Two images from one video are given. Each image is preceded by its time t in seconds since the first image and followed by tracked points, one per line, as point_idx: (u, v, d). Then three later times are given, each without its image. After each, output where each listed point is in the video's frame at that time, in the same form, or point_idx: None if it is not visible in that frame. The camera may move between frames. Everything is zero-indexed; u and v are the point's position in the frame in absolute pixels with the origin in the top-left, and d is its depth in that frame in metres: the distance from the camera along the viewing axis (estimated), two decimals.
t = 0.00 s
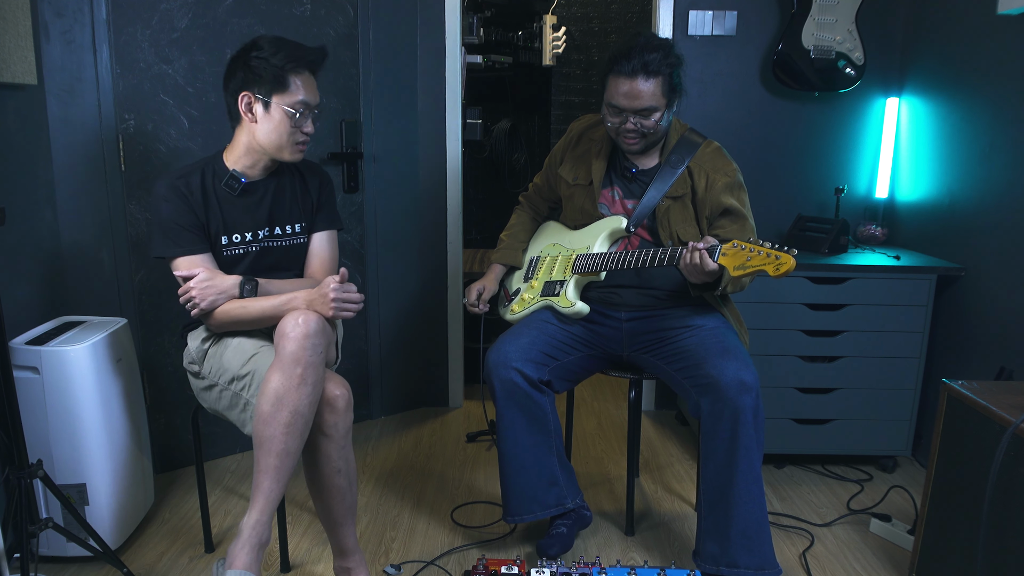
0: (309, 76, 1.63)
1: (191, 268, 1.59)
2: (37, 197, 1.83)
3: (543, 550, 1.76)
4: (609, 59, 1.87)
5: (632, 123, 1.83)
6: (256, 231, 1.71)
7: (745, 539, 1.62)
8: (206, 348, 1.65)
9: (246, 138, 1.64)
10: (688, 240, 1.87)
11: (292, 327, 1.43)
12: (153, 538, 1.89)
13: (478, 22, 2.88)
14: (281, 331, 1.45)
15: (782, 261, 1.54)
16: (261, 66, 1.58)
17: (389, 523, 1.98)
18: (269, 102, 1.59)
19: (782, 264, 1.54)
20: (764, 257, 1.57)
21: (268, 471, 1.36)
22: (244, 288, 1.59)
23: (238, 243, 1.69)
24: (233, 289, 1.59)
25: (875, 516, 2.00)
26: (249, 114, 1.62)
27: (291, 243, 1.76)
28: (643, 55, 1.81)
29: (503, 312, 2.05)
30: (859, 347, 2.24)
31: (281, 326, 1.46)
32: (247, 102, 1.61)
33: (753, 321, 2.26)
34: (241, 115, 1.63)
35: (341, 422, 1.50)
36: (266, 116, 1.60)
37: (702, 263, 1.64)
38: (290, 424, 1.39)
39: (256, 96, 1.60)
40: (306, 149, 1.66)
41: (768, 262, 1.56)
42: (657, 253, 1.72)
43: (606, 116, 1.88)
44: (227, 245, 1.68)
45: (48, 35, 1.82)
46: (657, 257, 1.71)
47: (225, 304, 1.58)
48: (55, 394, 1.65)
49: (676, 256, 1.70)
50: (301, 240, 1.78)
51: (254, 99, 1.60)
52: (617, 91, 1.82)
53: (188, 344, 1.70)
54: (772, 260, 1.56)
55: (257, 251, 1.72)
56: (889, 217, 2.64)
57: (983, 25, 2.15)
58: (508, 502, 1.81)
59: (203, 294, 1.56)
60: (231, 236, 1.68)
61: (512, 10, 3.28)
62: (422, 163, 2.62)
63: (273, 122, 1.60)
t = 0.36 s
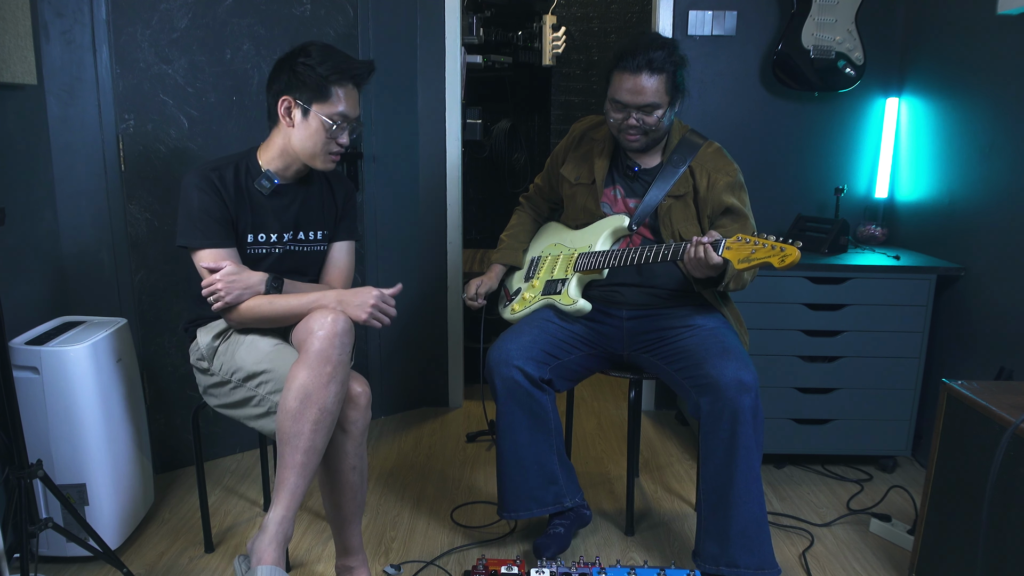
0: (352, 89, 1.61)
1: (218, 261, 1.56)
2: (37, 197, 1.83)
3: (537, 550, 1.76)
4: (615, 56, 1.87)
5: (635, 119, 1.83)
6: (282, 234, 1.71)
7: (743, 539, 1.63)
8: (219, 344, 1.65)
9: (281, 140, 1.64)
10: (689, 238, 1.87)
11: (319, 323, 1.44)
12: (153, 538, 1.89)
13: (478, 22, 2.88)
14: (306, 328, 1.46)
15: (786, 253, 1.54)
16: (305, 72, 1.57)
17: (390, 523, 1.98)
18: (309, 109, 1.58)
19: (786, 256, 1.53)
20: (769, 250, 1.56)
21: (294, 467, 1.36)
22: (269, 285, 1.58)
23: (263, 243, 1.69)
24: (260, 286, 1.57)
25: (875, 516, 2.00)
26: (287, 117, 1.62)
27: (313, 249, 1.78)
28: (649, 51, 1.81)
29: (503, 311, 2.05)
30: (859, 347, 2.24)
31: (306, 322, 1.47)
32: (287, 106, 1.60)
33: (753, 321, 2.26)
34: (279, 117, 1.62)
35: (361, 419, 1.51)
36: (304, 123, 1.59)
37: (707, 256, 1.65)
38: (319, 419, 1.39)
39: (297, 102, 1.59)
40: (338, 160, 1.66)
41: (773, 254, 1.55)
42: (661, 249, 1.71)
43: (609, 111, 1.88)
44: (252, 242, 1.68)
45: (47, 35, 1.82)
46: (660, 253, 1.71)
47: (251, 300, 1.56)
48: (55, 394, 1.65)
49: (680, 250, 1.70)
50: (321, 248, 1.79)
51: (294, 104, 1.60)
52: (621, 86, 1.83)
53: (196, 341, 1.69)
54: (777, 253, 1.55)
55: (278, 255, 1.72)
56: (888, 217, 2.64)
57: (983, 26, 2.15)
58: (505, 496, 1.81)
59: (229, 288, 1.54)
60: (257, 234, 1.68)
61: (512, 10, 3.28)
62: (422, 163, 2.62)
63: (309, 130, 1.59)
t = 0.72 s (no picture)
0: (372, 96, 1.62)
1: (229, 259, 1.56)
2: (37, 197, 1.83)
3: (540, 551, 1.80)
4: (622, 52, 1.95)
5: (625, 102, 1.87)
6: (292, 237, 1.71)
7: (740, 540, 1.62)
8: (222, 343, 1.65)
9: (297, 144, 1.64)
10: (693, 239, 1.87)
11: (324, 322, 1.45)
12: (153, 538, 1.89)
13: (478, 22, 2.88)
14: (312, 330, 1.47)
15: (790, 252, 1.54)
16: (326, 78, 1.57)
17: (390, 523, 1.99)
18: (328, 115, 1.58)
19: (790, 256, 1.54)
20: (772, 249, 1.56)
21: (296, 465, 1.35)
22: (279, 284, 1.59)
23: (273, 245, 1.69)
24: (270, 285, 1.58)
25: (875, 516, 2.00)
26: (305, 122, 1.61)
27: (320, 254, 1.77)
28: (651, 43, 1.88)
29: (507, 310, 2.03)
30: (859, 347, 2.24)
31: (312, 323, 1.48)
32: (306, 111, 1.60)
33: (753, 321, 2.26)
34: (297, 121, 1.62)
35: (364, 418, 1.51)
36: (322, 129, 1.60)
37: (710, 256, 1.64)
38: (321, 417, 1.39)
39: (316, 108, 1.59)
40: (354, 166, 1.66)
41: (777, 253, 1.55)
42: (664, 249, 1.71)
43: (607, 96, 1.93)
44: (262, 244, 1.68)
45: (47, 35, 1.82)
46: (664, 253, 1.70)
47: (262, 299, 1.56)
48: (55, 394, 1.65)
49: (684, 250, 1.69)
50: (330, 252, 1.80)
51: (313, 110, 1.59)
52: (623, 73, 1.88)
53: (199, 339, 1.70)
54: (780, 252, 1.55)
55: (288, 257, 1.72)
56: (888, 217, 2.65)
57: (983, 25, 2.15)
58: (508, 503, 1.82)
59: (240, 287, 1.54)
60: (268, 237, 1.69)
61: (512, 10, 3.27)
62: (423, 163, 2.62)
63: (327, 136, 1.59)
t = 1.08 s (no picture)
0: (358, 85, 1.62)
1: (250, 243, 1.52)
2: (37, 197, 1.83)
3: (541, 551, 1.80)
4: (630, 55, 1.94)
5: (637, 107, 1.87)
6: (285, 233, 1.71)
7: (739, 540, 1.62)
8: (221, 343, 1.65)
9: (290, 141, 1.64)
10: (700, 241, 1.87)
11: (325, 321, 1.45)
12: (153, 538, 1.89)
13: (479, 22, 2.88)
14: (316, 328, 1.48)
15: (786, 263, 1.54)
16: (313, 73, 1.57)
17: (390, 523, 1.99)
18: (320, 109, 1.58)
19: (785, 266, 1.53)
20: (770, 259, 1.56)
21: (296, 464, 1.36)
22: (305, 269, 1.57)
23: (269, 242, 1.69)
24: (296, 268, 1.55)
25: (875, 516, 2.00)
26: (298, 119, 1.60)
27: (310, 248, 1.77)
28: (662, 47, 1.88)
29: (514, 302, 2.02)
30: (859, 347, 2.24)
31: (317, 319, 1.49)
32: (297, 108, 1.59)
33: (753, 321, 2.26)
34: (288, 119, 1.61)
35: (365, 417, 1.51)
36: (316, 125, 1.59)
37: (709, 262, 1.64)
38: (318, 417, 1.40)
39: (308, 103, 1.58)
40: (348, 156, 1.67)
41: (774, 263, 1.55)
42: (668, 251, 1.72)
43: (618, 101, 1.92)
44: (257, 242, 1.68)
45: (47, 35, 1.82)
46: (667, 255, 1.71)
47: (289, 283, 1.53)
48: (55, 394, 1.65)
49: (683, 254, 1.69)
50: (322, 246, 1.79)
51: (304, 105, 1.59)
52: (633, 77, 1.87)
53: (198, 339, 1.69)
54: (777, 262, 1.55)
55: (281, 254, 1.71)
56: (888, 217, 2.65)
57: (983, 25, 2.15)
58: (518, 507, 1.81)
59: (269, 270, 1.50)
60: (263, 234, 1.68)
61: (512, 10, 3.27)
62: (423, 163, 2.62)
63: (322, 129, 1.59)
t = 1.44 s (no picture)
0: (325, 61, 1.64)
1: (258, 240, 1.52)
2: (37, 197, 1.83)
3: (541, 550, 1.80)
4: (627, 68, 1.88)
5: (648, 130, 1.83)
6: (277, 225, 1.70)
7: (739, 540, 1.62)
8: (224, 346, 1.64)
9: (267, 130, 1.63)
10: (703, 242, 1.88)
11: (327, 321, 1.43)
12: (153, 539, 1.89)
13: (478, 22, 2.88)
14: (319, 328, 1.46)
15: (803, 271, 1.55)
16: (284, 58, 1.57)
17: (390, 522, 1.99)
18: (296, 91, 1.59)
19: (803, 275, 1.55)
20: (785, 266, 1.57)
21: (310, 466, 1.36)
22: (315, 257, 1.57)
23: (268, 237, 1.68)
24: (307, 255, 1.55)
25: (875, 516, 2.00)
26: (275, 105, 1.60)
27: (303, 236, 1.77)
28: (663, 62, 1.80)
29: (513, 305, 2.04)
30: (859, 347, 2.24)
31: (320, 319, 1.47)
32: (272, 93, 1.59)
33: (753, 321, 2.26)
34: (264, 107, 1.61)
35: (375, 415, 1.51)
36: (294, 106, 1.60)
37: (722, 268, 1.65)
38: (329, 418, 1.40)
39: (282, 87, 1.59)
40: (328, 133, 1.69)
41: (790, 271, 1.56)
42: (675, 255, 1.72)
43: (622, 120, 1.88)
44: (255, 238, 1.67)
45: (47, 35, 1.82)
46: (675, 260, 1.71)
47: (307, 275, 1.55)
48: (55, 394, 1.65)
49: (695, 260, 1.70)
50: (313, 232, 1.80)
51: (280, 90, 1.59)
52: (634, 97, 1.82)
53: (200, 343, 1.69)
54: (794, 271, 1.56)
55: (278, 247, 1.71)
56: (888, 217, 2.65)
57: (983, 25, 2.16)
58: (509, 500, 1.81)
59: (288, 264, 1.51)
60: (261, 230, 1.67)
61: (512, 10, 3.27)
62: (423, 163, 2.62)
63: (301, 109, 1.60)
